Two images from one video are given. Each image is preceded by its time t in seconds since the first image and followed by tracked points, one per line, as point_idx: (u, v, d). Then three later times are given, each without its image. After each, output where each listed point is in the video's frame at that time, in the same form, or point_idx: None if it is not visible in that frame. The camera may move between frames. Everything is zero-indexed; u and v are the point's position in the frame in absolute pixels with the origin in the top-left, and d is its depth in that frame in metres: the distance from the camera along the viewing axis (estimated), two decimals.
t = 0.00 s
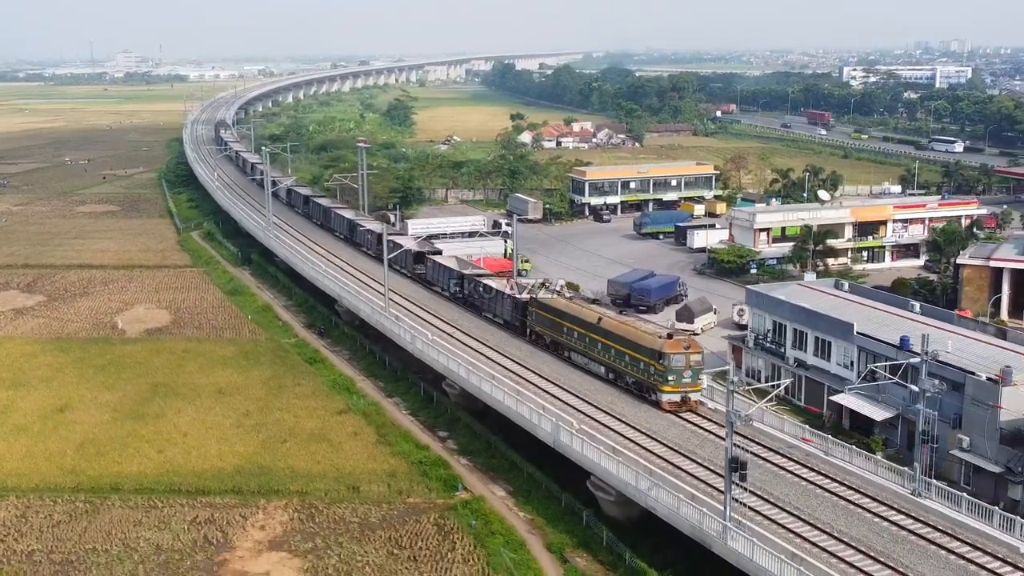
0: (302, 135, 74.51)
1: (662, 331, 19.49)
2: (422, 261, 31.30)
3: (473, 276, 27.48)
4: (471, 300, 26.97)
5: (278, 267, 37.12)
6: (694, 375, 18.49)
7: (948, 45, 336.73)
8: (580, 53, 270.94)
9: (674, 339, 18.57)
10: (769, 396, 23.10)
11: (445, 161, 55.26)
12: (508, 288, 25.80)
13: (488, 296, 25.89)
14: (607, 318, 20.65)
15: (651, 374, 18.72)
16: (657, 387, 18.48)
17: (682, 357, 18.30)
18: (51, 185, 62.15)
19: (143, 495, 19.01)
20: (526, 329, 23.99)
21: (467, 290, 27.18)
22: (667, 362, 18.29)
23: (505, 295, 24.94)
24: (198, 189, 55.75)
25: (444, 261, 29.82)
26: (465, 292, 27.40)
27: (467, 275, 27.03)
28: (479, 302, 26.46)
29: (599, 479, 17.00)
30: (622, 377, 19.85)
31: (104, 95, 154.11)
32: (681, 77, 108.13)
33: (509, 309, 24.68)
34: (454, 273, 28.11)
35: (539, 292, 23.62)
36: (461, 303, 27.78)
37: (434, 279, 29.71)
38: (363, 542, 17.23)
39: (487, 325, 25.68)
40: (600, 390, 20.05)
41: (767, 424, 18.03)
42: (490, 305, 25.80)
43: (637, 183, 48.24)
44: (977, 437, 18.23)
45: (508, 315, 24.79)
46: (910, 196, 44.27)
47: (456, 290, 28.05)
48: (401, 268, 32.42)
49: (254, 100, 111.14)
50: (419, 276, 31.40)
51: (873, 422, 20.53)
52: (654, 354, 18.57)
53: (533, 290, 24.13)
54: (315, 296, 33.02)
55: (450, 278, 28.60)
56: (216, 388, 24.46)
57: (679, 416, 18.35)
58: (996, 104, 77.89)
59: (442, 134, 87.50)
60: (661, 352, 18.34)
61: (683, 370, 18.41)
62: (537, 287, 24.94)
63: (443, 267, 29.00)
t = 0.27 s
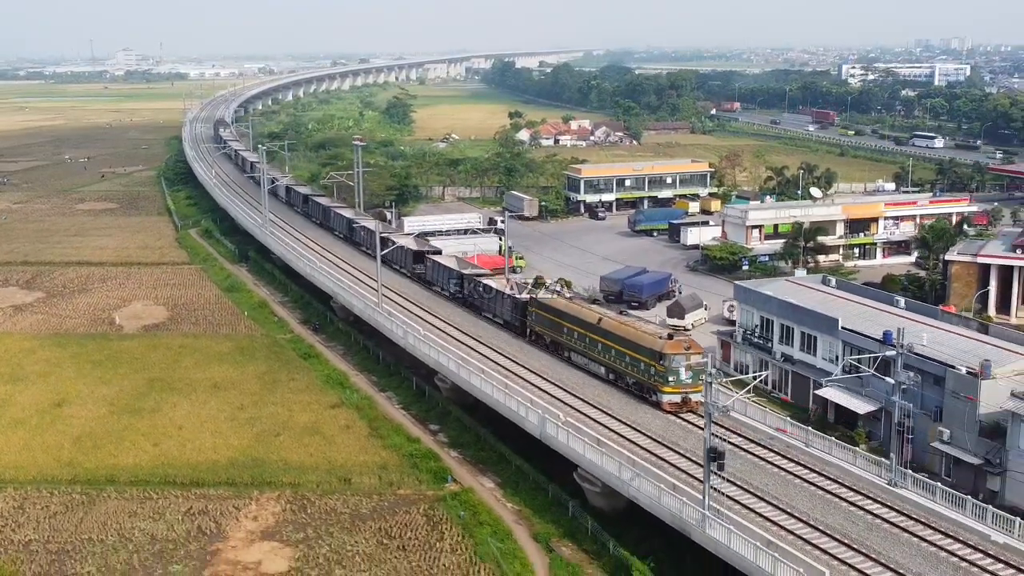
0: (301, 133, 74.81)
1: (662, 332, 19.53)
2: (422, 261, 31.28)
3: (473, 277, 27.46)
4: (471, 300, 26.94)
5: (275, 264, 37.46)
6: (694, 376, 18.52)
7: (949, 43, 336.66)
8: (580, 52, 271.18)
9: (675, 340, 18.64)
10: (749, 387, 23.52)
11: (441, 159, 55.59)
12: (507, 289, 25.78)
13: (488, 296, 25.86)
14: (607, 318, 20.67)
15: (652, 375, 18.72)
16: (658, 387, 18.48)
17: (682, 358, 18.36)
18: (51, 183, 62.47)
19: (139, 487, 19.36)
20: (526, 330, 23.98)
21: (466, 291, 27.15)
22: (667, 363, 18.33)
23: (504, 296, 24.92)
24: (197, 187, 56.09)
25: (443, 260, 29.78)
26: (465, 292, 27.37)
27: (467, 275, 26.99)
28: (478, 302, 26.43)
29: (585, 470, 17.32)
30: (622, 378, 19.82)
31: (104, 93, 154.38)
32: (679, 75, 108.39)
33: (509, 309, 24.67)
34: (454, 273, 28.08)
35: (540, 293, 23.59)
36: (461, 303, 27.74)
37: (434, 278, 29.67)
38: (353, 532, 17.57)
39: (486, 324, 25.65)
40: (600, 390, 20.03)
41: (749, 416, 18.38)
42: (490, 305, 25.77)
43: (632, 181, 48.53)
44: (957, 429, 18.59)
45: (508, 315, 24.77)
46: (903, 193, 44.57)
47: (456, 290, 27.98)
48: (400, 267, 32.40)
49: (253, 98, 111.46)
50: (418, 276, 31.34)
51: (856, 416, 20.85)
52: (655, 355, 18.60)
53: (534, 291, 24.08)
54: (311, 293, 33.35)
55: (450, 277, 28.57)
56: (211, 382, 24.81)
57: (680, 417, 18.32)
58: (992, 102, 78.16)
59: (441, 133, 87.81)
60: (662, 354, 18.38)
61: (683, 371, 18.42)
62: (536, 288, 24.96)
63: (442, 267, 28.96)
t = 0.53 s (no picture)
0: (300, 130, 75.16)
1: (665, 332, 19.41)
2: (422, 259, 31.12)
3: (473, 275, 27.28)
4: (472, 298, 26.77)
5: (273, 259, 37.81)
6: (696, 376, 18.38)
7: (950, 39, 336.43)
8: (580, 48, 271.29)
9: (677, 339, 18.60)
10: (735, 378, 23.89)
11: (439, 155, 55.92)
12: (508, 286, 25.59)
13: (489, 294, 25.68)
14: (609, 316, 20.51)
15: (653, 374, 18.58)
16: (659, 386, 18.34)
17: (685, 356, 18.30)
18: (51, 179, 62.84)
19: (137, 478, 19.72)
20: (528, 328, 23.80)
21: (467, 289, 26.98)
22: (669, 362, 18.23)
23: (505, 294, 24.74)
24: (196, 183, 56.45)
25: (443, 257, 29.58)
26: (466, 290, 27.20)
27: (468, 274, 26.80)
28: (479, 300, 26.25)
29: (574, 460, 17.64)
30: (624, 376, 19.69)
31: (105, 90, 154.87)
32: (678, 72, 108.66)
33: (510, 308, 24.50)
34: (454, 271, 27.90)
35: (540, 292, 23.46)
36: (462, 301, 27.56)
37: (434, 276, 29.51)
38: (346, 521, 17.92)
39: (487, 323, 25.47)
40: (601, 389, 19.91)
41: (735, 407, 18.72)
42: (491, 304, 25.60)
43: (628, 177, 48.84)
44: (938, 420, 18.95)
45: (509, 314, 24.59)
46: (897, 189, 44.86)
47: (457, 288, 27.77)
48: (400, 265, 32.23)
49: (253, 95, 111.79)
50: (419, 274, 31.14)
51: (842, 407, 21.16)
52: (657, 354, 18.48)
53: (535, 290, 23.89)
54: (307, 288, 33.71)
55: (451, 275, 28.39)
56: (208, 375, 25.18)
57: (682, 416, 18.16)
58: (989, 98, 78.41)
59: (440, 129, 88.14)
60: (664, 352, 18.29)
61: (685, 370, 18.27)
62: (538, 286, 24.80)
63: (443, 265, 28.78)
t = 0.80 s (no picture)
0: (300, 124, 75.45)
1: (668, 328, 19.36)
2: (424, 255, 31.02)
3: (475, 270, 27.16)
4: (474, 294, 26.64)
5: (271, 252, 38.17)
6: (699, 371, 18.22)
7: (950, 34, 336.36)
8: (580, 44, 271.43)
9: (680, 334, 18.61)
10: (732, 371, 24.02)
11: (437, 149, 56.24)
12: (509, 281, 25.47)
13: (491, 289, 25.55)
14: (612, 312, 20.40)
15: (656, 370, 18.48)
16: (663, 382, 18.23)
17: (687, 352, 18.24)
18: (52, 174, 63.18)
19: (136, 465, 20.10)
20: (530, 325, 23.70)
21: (469, 284, 26.85)
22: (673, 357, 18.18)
23: (508, 289, 24.62)
24: (196, 178, 56.79)
25: (444, 252, 29.45)
26: (467, 285, 27.08)
27: (469, 271, 26.68)
28: (481, 296, 26.12)
29: (565, 448, 17.98)
30: (628, 372, 19.61)
31: (105, 86, 155.15)
32: (677, 67, 108.90)
33: (512, 304, 24.40)
34: (455, 266, 27.76)
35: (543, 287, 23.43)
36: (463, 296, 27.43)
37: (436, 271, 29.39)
38: (341, 507, 18.29)
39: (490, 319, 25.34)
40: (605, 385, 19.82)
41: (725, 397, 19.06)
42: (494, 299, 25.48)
43: (624, 171, 49.17)
44: (923, 408, 19.30)
45: (512, 310, 24.46)
46: (891, 183, 45.22)
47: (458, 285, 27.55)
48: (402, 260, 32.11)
49: (253, 91, 112.02)
50: (420, 269, 31.01)
51: (830, 397, 21.50)
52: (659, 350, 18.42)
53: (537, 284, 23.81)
54: (305, 281, 34.07)
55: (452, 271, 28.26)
56: (207, 366, 25.56)
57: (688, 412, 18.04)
58: (986, 93, 78.67)
59: (439, 124, 88.42)
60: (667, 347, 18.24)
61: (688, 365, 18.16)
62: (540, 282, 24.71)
63: (444, 261, 28.65)
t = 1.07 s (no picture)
0: (300, 119, 75.79)
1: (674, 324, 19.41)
2: (428, 250, 30.93)
3: (480, 265, 27.11)
4: (479, 289, 26.56)
5: (271, 245, 38.54)
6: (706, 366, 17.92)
7: (951, 28, 336.11)
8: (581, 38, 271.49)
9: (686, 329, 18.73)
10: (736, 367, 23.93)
11: (436, 143, 56.58)
12: (514, 276, 25.44)
13: (496, 285, 25.51)
14: (619, 308, 20.43)
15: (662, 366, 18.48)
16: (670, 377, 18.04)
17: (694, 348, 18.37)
18: (53, 168, 63.56)
19: (137, 452, 20.47)
20: (535, 321, 23.64)
21: (473, 279, 26.80)
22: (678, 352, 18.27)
23: (514, 284, 24.58)
24: (196, 171, 57.15)
25: (448, 247, 29.39)
26: (472, 280, 27.01)
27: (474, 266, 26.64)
28: (485, 292, 26.07)
29: (557, 435, 18.35)
30: (633, 367, 19.49)
31: (106, 80, 155.49)
32: (676, 61, 109.19)
33: (517, 299, 24.37)
34: (460, 262, 27.67)
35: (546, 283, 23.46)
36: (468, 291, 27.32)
37: (440, 267, 29.34)
38: (338, 492, 18.66)
39: (495, 314, 25.26)
40: (610, 380, 19.72)
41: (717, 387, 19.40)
42: (498, 294, 25.47)
43: (622, 165, 49.51)
44: (909, 396, 19.67)
45: (517, 306, 24.42)
46: (886, 176, 45.54)
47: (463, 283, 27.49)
48: (405, 255, 32.05)
49: (253, 85, 112.34)
50: (424, 264, 30.88)
51: (819, 386, 21.87)
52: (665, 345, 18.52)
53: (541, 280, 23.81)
54: (304, 273, 34.43)
55: (457, 266, 28.21)
56: (207, 356, 25.96)
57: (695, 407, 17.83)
58: (983, 87, 78.94)
59: (438, 118, 88.73)
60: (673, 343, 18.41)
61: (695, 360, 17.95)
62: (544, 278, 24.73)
63: (449, 256, 28.60)
